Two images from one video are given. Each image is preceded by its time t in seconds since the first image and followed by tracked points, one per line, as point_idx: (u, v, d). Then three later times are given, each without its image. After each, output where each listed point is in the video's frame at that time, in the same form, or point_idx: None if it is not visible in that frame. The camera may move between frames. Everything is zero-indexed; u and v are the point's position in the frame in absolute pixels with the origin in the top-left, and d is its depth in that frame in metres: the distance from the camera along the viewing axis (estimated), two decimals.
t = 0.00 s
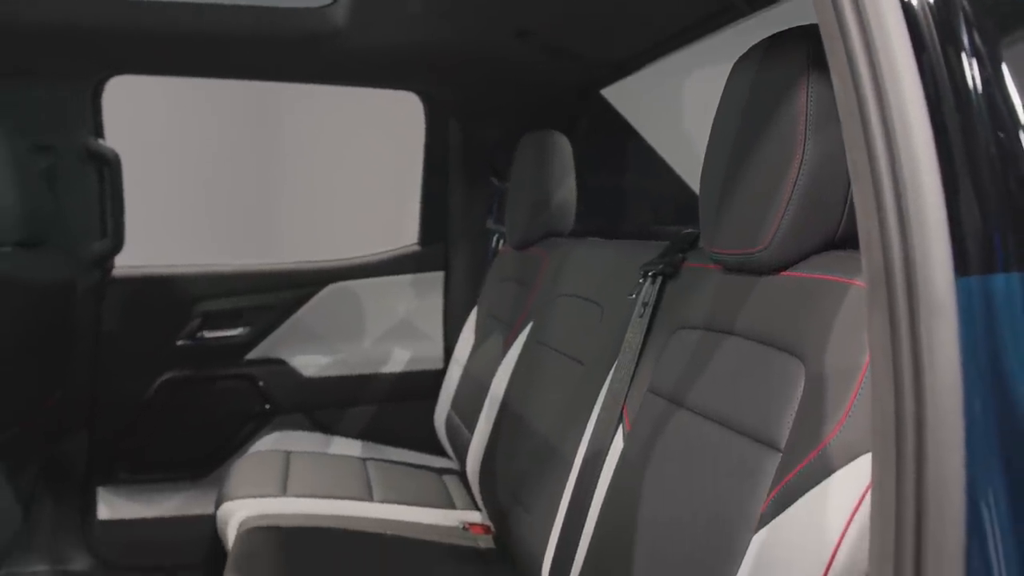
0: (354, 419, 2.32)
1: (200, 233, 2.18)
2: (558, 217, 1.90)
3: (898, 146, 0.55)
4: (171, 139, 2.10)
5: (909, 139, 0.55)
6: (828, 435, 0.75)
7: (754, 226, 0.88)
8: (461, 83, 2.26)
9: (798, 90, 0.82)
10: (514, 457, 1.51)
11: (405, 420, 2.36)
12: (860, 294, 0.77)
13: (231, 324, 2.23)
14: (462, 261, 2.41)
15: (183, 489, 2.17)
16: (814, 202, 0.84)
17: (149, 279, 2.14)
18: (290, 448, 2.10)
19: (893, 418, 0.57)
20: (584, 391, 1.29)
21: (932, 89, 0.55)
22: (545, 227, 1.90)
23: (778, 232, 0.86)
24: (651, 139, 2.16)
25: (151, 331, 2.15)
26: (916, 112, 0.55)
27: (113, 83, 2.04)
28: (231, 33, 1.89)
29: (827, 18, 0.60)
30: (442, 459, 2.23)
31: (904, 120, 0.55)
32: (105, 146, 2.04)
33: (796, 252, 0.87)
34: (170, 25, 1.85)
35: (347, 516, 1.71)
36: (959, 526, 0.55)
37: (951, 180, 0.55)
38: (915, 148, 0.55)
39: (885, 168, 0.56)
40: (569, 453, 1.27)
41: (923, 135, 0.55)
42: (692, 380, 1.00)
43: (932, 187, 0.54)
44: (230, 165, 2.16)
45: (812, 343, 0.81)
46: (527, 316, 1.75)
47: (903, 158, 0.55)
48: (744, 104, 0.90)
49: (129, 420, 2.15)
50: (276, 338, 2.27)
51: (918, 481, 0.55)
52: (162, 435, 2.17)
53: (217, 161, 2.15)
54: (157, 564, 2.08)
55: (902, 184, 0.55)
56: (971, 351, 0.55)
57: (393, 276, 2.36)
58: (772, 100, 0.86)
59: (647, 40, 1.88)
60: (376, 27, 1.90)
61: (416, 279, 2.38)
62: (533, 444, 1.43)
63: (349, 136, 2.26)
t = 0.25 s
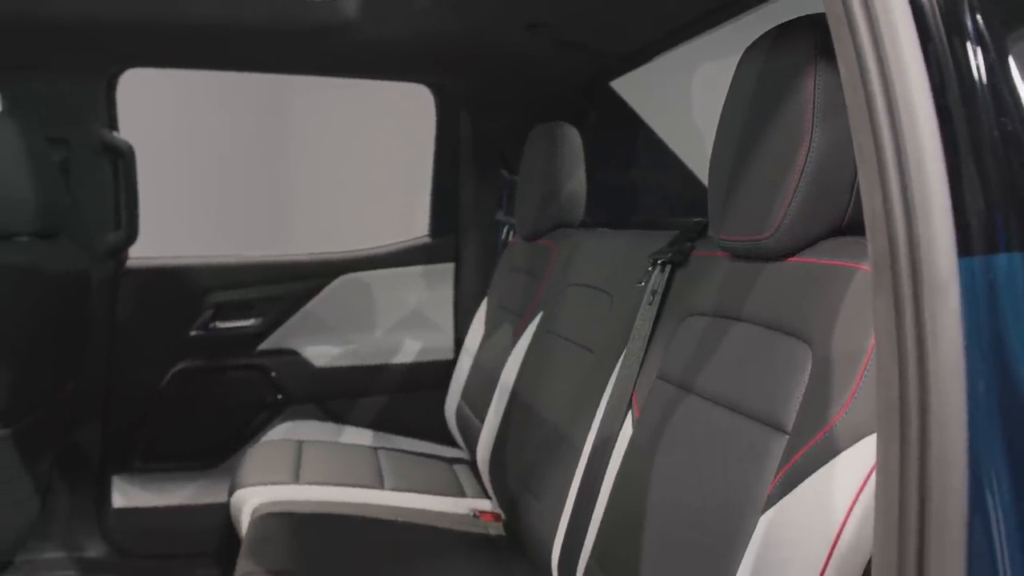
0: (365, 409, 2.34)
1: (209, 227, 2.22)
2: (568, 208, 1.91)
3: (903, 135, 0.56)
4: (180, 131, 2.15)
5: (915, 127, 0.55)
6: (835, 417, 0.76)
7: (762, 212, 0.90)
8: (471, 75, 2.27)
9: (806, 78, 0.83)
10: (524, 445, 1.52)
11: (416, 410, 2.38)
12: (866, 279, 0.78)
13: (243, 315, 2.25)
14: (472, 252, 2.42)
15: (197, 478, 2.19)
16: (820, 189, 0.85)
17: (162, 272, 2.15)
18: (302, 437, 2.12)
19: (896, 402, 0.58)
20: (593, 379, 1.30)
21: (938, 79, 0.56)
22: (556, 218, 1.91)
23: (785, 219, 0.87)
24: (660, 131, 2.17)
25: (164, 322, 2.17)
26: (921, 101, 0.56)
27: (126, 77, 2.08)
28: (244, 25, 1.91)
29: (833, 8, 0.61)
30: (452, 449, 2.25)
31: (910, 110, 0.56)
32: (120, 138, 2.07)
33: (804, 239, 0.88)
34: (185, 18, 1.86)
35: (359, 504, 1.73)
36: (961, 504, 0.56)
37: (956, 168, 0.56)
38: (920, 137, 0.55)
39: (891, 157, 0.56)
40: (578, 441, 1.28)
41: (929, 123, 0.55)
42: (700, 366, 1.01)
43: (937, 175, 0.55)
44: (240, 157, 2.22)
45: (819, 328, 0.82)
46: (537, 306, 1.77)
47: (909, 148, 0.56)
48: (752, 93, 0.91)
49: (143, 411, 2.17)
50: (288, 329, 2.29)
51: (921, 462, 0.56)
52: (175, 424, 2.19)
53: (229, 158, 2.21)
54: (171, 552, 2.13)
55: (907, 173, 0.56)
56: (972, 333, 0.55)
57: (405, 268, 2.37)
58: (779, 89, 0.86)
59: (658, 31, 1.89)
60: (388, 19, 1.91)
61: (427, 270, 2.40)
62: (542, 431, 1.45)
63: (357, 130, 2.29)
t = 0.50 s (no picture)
0: (375, 401, 2.36)
1: (220, 213, 2.22)
2: (577, 200, 1.92)
3: (906, 125, 0.57)
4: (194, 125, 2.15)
5: (918, 117, 0.56)
6: (838, 402, 0.77)
7: (768, 201, 0.91)
8: (481, 69, 2.28)
9: (813, 67, 0.84)
10: (533, 435, 1.54)
11: (426, 402, 2.40)
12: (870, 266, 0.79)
13: (255, 307, 2.28)
14: (482, 245, 2.43)
15: (210, 468, 2.22)
16: (826, 178, 0.86)
17: (174, 265, 2.18)
18: (314, 428, 2.14)
19: (898, 387, 0.59)
20: (602, 369, 1.31)
21: (941, 70, 0.57)
22: (564, 211, 1.92)
23: (791, 208, 0.89)
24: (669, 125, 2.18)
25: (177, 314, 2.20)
26: (925, 92, 0.56)
27: (140, 71, 2.11)
28: (256, 20, 1.92)
29: None
30: (462, 440, 2.27)
31: (914, 100, 0.56)
32: (133, 133, 2.10)
33: (810, 227, 0.89)
34: (197, 13, 1.88)
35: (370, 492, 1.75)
36: (962, 484, 0.57)
37: (957, 158, 0.56)
38: (923, 126, 0.56)
39: (894, 146, 0.57)
40: (587, 429, 1.30)
41: (932, 113, 0.56)
42: (707, 354, 1.02)
43: (939, 164, 0.56)
44: (252, 153, 2.21)
45: (824, 315, 0.83)
46: (546, 298, 1.78)
47: (912, 137, 0.56)
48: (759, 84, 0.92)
49: (156, 402, 2.20)
50: (300, 321, 2.31)
51: (923, 443, 0.57)
52: (188, 416, 2.22)
53: (241, 144, 2.19)
54: (184, 542, 2.16)
55: (910, 162, 0.57)
56: (975, 318, 0.56)
57: (414, 261, 2.39)
58: (787, 80, 0.88)
59: (667, 24, 1.89)
60: (398, 13, 1.92)
61: (436, 263, 2.41)
62: (551, 420, 1.47)
63: (369, 121, 2.30)
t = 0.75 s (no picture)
0: (386, 393, 2.38)
1: (233, 206, 2.28)
2: (586, 193, 1.93)
3: (907, 118, 0.58)
4: (206, 120, 2.23)
5: (919, 110, 0.57)
6: (841, 390, 0.78)
7: (774, 191, 0.92)
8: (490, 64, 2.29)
9: (818, 58, 0.85)
10: (542, 426, 1.55)
11: (436, 395, 2.42)
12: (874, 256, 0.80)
13: (267, 300, 2.30)
14: (492, 239, 2.44)
15: (222, 460, 2.24)
16: (831, 169, 0.87)
17: (187, 257, 2.21)
18: (325, 420, 2.17)
19: (899, 373, 0.60)
20: (611, 360, 1.33)
21: (942, 63, 0.58)
22: (574, 204, 1.93)
23: (797, 199, 0.90)
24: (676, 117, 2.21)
25: (191, 307, 2.23)
26: (925, 86, 0.57)
27: (154, 66, 2.13)
28: (268, 15, 1.94)
29: None
30: (472, 432, 2.28)
31: (915, 93, 0.57)
32: (148, 127, 2.12)
33: (815, 218, 0.90)
34: (209, 9, 1.89)
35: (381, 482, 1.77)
36: (962, 468, 0.58)
37: (957, 149, 0.57)
38: (923, 118, 0.57)
39: (895, 137, 0.58)
40: (595, 420, 1.31)
41: (933, 105, 0.57)
42: (714, 344, 1.03)
43: (939, 154, 0.57)
44: (262, 147, 2.29)
45: (829, 304, 0.84)
46: (555, 290, 1.80)
47: (913, 128, 0.57)
48: (766, 77, 0.93)
49: (169, 393, 2.23)
50: (311, 314, 2.33)
51: (922, 425, 0.58)
52: (201, 407, 2.25)
53: (255, 141, 2.29)
54: (197, 533, 2.19)
55: (911, 154, 0.58)
56: (975, 305, 0.57)
57: (423, 254, 2.40)
58: (792, 73, 0.88)
59: (676, 18, 1.90)
60: (408, 8, 1.94)
61: (447, 257, 2.43)
62: (560, 411, 1.48)
63: (378, 115, 2.34)
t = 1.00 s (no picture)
0: (398, 385, 2.40)
1: (248, 201, 2.29)
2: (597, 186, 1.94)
3: (909, 109, 0.59)
4: (220, 116, 2.23)
5: (921, 100, 0.58)
6: (846, 376, 0.79)
7: (781, 182, 0.93)
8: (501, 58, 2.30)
9: (825, 50, 0.85)
10: (553, 417, 1.57)
11: (448, 387, 2.44)
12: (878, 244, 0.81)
13: (281, 293, 2.32)
14: (503, 233, 2.46)
15: (236, 451, 2.27)
16: (838, 160, 0.88)
17: (202, 251, 2.24)
18: (338, 411, 2.19)
19: (901, 360, 0.61)
20: (620, 351, 1.34)
21: (944, 56, 0.58)
22: (585, 197, 1.94)
23: (803, 189, 0.90)
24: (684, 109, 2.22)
25: (206, 299, 2.26)
26: (927, 76, 0.58)
27: (168, 62, 2.15)
28: (281, 11, 1.96)
29: None
30: (483, 425, 2.30)
31: (916, 83, 0.59)
32: (163, 122, 2.15)
33: (821, 209, 0.91)
34: (223, 4, 1.92)
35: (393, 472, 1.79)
36: (961, 452, 0.59)
37: (959, 140, 0.58)
38: (925, 108, 0.58)
39: (898, 127, 0.59)
40: (605, 410, 1.32)
41: (935, 97, 0.58)
42: (722, 334, 1.04)
43: (941, 144, 0.58)
44: (277, 143, 2.29)
45: (835, 292, 0.85)
46: (566, 283, 1.81)
47: (915, 118, 0.58)
48: (773, 69, 0.94)
49: (184, 385, 2.26)
50: (324, 307, 2.35)
51: (923, 408, 0.59)
52: (215, 399, 2.27)
53: (271, 138, 2.28)
54: (212, 523, 2.22)
55: (913, 143, 0.59)
56: (976, 292, 0.58)
57: (434, 247, 2.42)
58: (799, 65, 0.89)
59: (686, 11, 1.91)
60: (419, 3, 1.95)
61: (458, 250, 2.45)
62: (570, 402, 1.49)
63: (391, 111, 2.34)
